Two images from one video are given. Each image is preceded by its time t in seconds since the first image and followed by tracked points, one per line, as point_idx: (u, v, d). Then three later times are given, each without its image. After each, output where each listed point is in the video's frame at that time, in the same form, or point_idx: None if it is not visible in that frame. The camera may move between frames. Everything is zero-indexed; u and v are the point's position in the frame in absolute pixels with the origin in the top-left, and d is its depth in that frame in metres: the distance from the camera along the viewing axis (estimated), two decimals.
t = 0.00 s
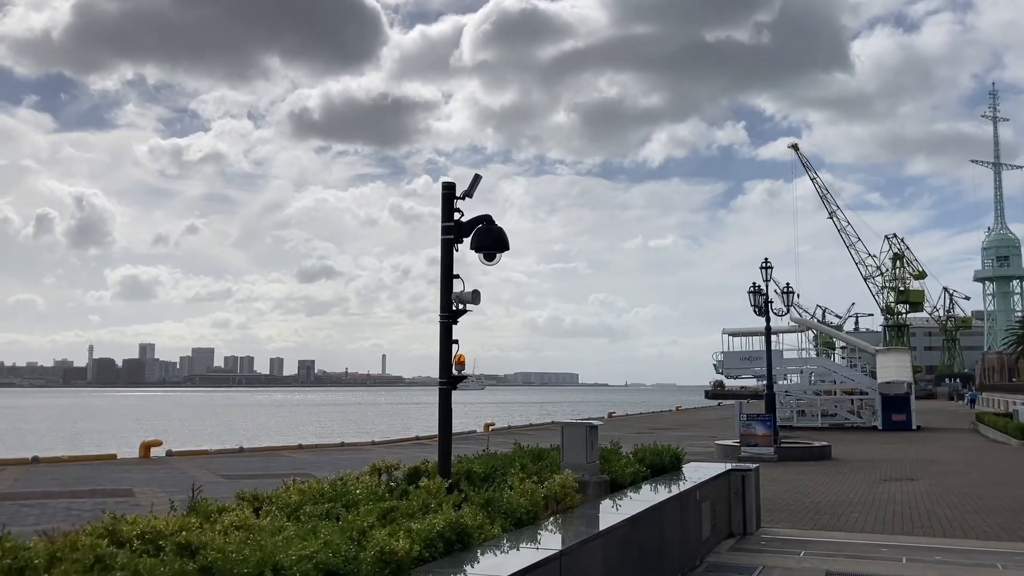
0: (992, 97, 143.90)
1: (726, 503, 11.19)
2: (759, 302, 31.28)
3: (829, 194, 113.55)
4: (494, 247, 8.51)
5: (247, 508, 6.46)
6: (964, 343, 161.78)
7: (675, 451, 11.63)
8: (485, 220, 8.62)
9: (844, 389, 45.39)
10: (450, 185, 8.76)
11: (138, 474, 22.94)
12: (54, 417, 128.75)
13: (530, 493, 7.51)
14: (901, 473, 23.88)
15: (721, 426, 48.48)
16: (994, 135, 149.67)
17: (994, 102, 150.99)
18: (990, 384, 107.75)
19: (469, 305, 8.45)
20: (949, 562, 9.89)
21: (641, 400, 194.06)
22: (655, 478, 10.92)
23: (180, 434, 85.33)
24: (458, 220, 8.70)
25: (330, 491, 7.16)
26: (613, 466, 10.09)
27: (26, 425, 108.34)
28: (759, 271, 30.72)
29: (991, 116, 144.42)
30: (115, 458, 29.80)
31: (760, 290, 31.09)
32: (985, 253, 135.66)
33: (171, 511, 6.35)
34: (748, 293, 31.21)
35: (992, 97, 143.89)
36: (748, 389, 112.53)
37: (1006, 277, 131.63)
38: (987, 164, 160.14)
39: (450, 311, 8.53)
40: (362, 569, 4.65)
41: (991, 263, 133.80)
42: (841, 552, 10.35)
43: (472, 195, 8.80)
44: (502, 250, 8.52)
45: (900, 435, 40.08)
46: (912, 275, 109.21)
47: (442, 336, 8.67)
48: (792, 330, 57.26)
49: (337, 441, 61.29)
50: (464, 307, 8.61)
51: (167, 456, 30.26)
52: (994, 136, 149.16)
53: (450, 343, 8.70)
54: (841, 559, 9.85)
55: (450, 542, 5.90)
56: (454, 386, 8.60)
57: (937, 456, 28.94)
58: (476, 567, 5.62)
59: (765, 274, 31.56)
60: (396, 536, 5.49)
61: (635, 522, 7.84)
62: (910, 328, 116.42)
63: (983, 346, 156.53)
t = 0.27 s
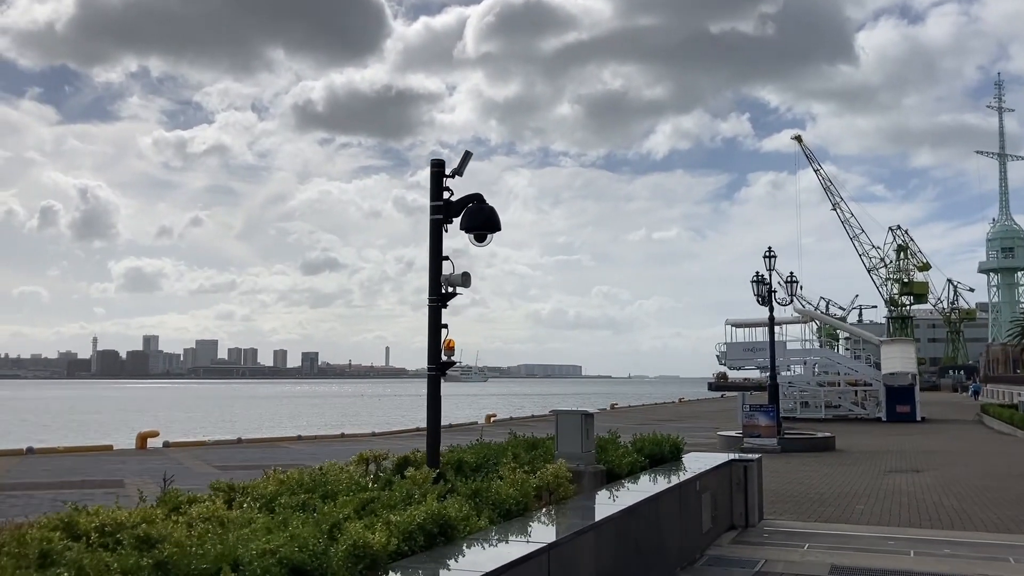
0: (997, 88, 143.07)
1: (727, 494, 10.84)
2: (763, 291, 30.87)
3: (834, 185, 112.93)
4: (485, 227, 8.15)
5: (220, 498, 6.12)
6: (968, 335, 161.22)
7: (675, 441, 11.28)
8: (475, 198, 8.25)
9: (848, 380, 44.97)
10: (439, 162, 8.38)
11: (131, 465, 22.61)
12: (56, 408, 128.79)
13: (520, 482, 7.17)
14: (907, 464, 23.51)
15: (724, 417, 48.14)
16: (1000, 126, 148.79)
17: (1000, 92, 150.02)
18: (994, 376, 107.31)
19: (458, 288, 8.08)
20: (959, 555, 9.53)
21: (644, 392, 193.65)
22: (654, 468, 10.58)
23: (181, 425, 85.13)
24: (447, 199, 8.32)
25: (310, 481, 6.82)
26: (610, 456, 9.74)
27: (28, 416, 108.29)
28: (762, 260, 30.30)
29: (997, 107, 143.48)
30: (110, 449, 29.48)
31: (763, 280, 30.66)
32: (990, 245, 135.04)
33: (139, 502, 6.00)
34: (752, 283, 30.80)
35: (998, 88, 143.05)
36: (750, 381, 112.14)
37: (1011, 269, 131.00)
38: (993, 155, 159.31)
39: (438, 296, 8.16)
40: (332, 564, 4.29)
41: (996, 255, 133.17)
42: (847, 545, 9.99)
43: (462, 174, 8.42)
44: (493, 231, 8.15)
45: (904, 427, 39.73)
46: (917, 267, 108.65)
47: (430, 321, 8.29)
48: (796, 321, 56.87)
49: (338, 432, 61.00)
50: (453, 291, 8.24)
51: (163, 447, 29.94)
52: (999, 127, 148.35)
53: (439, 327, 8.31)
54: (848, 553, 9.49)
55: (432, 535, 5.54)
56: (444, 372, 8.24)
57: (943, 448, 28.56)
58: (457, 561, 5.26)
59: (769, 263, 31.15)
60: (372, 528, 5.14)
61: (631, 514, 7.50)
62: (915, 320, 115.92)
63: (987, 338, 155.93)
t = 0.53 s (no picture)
0: (1001, 80, 142.25)
1: (727, 494, 10.48)
2: (765, 284, 30.50)
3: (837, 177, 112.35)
4: (473, 217, 7.78)
5: (189, 505, 5.75)
6: (971, 328, 160.69)
7: (673, 438, 10.92)
8: (463, 186, 7.88)
9: (851, 372, 44.62)
10: (425, 148, 8.01)
11: (125, 461, 22.31)
12: (58, 401, 128.84)
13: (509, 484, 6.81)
14: (911, 458, 23.15)
15: (725, 410, 47.81)
16: (1004, 118, 147.98)
17: (1005, 83, 149.14)
18: (997, 369, 106.90)
19: (446, 281, 7.72)
20: (968, 558, 9.16)
21: (646, 384, 193.45)
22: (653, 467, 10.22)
23: (182, 417, 84.96)
24: (434, 187, 7.95)
25: (287, 485, 6.45)
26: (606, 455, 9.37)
27: (31, 408, 108.29)
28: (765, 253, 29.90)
29: (1001, 98, 142.65)
30: (106, 444, 29.19)
31: (766, 272, 30.28)
32: (993, 237, 134.46)
33: (102, 509, 5.64)
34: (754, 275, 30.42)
35: (1002, 80, 142.23)
36: (753, 373, 111.79)
37: (1014, 261, 130.43)
38: (996, 146, 158.48)
39: (425, 289, 7.79)
40: None
41: (999, 247, 132.62)
42: (851, 547, 9.64)
43: (450, 162, 8.05)
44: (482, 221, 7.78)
45: (907, 420, 39.39)
46: (920, 259, 108.16)
47: (417, 315, 7.92)
48: (798, 314, 56.48)
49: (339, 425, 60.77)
50: (440, 286, 7.87)
51: (160, 441, 29.67)
52: (1003, 119, 147.56)
53: (427, 322, 7.94)
54: (853, 556, 9.13)
55: (409, 543, 5.18)
56: (431, 369, 7.86)
57: (947, 442, 28.19)
58: (437, 571, 4.90)
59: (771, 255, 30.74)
60: (344, 539, 4.78)
61: (626, 518, 7.14)
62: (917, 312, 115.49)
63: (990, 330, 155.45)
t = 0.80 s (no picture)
0: (1005, 72, 141.47)
1: (728, 488, 10.14)
2: (767, 274, 30.08)
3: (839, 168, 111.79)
4: (462, 196, 7.38)
5: (154, 500, 5.39)
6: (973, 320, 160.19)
7: (672, 430, 10.56)
8: (451, 164, 7.48)
9: (853, 364, 44.25)
10: (412, 124, 7.61)
11: (118, 453, 21.97)
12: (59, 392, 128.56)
13: (496, 476, 6.45)
14: (915, 451, 22.77)
15: (727, 402, 47.48)
16: (1007, 109, 147.17)
17: (1008, 75, 148.25)
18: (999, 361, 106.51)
19: (433, 264, 7.35)
20: (979, 554, 8.79)
21: (648, 377, 193.10)
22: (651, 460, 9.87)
23: (182, 409, 84.68)
24: (421, 166, 7.56)
25: (261, 478, 6.08)
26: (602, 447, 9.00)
27: (30, 400, 108.00)
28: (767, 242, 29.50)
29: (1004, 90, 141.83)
30: (101, 435, 28.84)
31: (767, 263, 29.88)
32: (996, 229, 133.84)
33: (61, 504, 5.28)
34: (756, 265, 30.00)
35: (1005, 71, 141.44)
36: (754, 366, 111.41)
37: (1016, 253, 129.88)
38: (999, 138, 157.75)
39: (411, 272, 7.41)
40: None
41: (1002, 239, 132.04)
42: (856, 543, 9.28)
43: (438, 139, 7.65)
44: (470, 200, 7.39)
45: (910, 412, 39.03)
46: (922, 251, 107.67)
47: (403, 299, 7.53)
48: (800, 305, 56.09)
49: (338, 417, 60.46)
50: (427, 269, 7.51)
51: (155, 433, 29.33)
52: (1007, 110, 146.78)
53: (413, 307, 7.55)
54: (859, 552, 8.77)
55: (384, 541, 4.81)
56: (417, 356, 7.46)
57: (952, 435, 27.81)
58: (414, 570, 4.53)
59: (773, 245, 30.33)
60: (312, 538, 4.41)
61: (620, 514, 6.79)
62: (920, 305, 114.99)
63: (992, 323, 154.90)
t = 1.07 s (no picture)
0: (1007, 65, 140.79)
1: (726, 490, 9.76)
2: (768, 267, 29.67)
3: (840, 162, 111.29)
4: (445, 186, 6.97)
5: (107, 512, 5.02)
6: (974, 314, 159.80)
7: (670, 429, 10.18)
8: (434, 152, 7.07)
9: (854, 359, 43.87)
10: (393, 110, 7.21)
11: (108, 449, 21.63)
12: (59, 387, 128.22)
13: (478, 484, 6.06)
14: (917, 448, 22.40)
15: (727, 397, 47.12)
16: (1010, 102, 146.51)
17: (1011, 68, 147.56)
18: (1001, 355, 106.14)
19: (416, 257, 6.97)
20: (987, 561, 8.41)
21: (649, 371, 192.90)
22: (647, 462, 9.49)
23: (182, 404, 84.38)
24: (403, 154, 7.17)
25: (227, 485, 5.71)
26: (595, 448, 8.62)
27: (29, 395, 107.63)
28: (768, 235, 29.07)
29: (1006, 83, 141.28)
30: (94, 431, 28.49)
31: (769, 256, 29.46)
32: (998, 223, 133.35)
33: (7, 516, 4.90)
34: (757, 259, 29.58)
35: (1008, 65, 140.76)
36: (756, 359, 111.06)
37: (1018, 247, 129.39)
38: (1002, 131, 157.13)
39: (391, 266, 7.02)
40: None
41: (1003, 233, 131.58)
42: (859, 548, 8.91)
43: (421, 126, 7.26)
44: (455, 190, 6.99)
45: (911, 407, 38.67)
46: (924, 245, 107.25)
47: (383, 295, 7.13)
48: (801, 299, 55.70)
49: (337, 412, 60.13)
50: (409, 263, 7.12)
51: (148, 428, 28.97)
52: (1009, 104, 146.18)
53: (394, 303, 7.15)
54: (863, 558, 8.39)
55: (350, 558, 4.43)
56: (398, 355, 7.05)
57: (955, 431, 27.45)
58: None
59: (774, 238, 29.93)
60: (269, 558, 4.03)
61: (611, 522, 6.41)
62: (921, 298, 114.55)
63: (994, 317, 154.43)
